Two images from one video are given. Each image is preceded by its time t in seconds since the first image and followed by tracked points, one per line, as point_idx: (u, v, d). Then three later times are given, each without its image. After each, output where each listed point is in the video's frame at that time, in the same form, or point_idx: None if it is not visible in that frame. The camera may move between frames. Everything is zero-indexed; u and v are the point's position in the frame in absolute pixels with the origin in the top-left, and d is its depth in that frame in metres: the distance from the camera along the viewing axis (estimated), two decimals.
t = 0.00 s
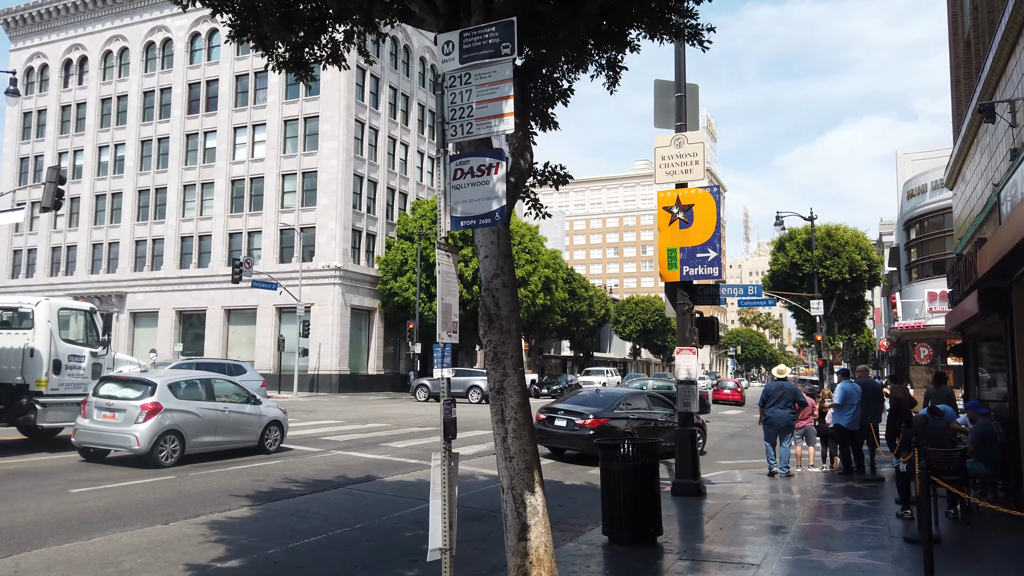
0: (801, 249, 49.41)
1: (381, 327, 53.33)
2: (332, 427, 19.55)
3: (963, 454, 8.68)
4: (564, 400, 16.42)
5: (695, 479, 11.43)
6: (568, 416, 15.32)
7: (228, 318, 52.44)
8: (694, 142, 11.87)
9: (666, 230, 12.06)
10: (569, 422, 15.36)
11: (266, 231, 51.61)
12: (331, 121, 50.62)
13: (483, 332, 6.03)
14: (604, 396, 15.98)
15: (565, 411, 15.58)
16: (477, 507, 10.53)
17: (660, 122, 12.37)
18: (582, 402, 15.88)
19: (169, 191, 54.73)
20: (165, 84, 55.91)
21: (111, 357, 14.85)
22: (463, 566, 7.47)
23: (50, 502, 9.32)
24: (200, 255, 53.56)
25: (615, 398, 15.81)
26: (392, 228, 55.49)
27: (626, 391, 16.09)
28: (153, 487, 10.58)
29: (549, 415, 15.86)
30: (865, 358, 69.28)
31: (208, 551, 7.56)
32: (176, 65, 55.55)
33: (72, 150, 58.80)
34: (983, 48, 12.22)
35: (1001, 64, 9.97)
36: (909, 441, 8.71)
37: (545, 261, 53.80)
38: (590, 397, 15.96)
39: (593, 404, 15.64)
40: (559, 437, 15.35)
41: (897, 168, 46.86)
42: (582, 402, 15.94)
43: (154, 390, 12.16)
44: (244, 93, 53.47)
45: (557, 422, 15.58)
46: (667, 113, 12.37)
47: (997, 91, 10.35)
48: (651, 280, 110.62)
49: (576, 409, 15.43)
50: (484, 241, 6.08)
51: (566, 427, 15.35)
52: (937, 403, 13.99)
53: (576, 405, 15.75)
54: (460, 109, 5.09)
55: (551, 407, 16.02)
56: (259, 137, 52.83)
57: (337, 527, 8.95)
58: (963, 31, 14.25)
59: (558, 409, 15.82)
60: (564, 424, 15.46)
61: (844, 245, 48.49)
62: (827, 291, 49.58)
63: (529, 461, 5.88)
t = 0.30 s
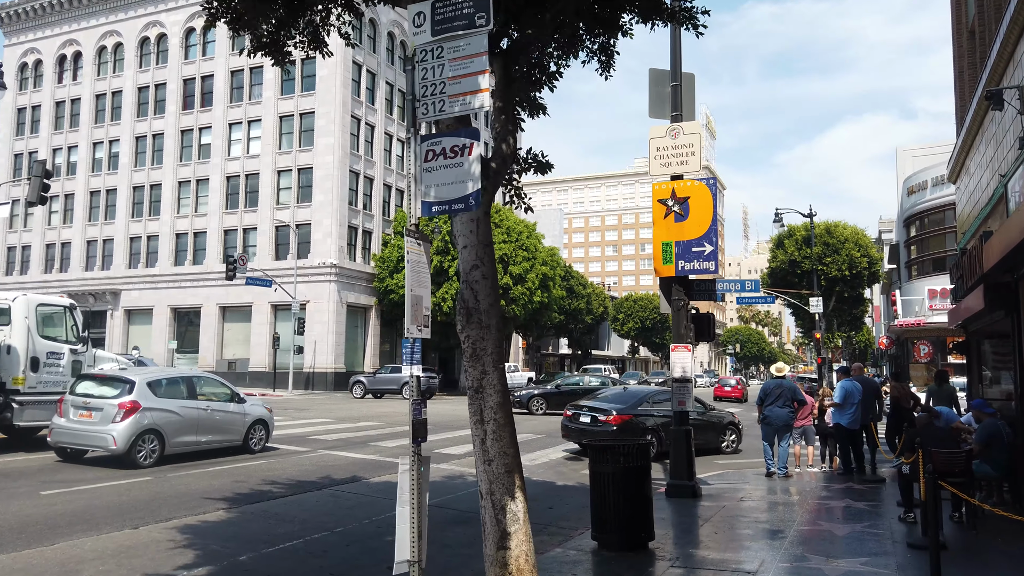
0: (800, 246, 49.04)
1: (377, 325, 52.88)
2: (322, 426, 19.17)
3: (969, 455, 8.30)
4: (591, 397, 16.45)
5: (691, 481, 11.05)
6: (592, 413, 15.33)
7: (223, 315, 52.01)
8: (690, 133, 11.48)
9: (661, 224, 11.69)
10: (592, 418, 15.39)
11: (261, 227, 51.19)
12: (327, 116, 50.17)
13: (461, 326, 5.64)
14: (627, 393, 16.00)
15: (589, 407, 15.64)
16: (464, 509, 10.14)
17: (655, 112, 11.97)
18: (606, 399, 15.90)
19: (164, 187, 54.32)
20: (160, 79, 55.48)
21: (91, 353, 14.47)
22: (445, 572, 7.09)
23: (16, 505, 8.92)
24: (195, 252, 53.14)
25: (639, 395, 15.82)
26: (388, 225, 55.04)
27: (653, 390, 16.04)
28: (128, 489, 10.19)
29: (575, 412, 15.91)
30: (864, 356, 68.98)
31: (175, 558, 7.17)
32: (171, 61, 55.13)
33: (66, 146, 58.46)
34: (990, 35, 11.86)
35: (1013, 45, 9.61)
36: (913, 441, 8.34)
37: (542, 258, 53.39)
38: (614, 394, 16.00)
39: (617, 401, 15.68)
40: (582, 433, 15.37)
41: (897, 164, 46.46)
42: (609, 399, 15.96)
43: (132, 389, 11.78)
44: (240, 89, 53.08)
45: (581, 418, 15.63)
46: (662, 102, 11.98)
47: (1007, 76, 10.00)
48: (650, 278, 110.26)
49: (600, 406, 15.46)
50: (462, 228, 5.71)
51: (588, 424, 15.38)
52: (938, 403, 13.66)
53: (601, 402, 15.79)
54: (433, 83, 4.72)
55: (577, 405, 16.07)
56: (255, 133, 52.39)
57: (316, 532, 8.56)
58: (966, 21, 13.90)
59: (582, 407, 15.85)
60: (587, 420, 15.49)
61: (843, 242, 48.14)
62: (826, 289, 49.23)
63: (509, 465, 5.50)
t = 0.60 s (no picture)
0: (795, 244, 48.74)
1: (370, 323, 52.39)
2: (308, 426, 18.74)
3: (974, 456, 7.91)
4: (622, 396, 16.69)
5: (683, 483, 10.68)
6: (622, 411, 15.64)
7: (214, 314, 51.48)
8: (682, 123, 11.10)
9: (652, 217, 11.30)
10: (623, 418, 15.64)
11: (252, 225, 50.67)
12: (319, 113, 49.66)
13: (430, 321, 5.24)
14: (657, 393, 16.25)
15: (619, 406, 15.88)
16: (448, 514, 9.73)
17: (646, 101, 11.56)
18: (634, 399, 16.25)
19: (154, 185, 53.74)
20: (150, 76, 54.91)
21: (65, 352, 14.01)
22: None
23: None
24: (185, 250, 52.60)
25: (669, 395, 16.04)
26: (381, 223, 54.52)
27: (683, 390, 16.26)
28: (96, 493, 9.77)
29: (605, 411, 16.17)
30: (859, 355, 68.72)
31: (135, 568, 6.75)
32: (161, 57, 54.55)
33: (56, 143, 57.82)
34: (992, 23, 11.52)
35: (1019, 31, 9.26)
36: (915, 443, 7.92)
37: (536, 256, 53.00)
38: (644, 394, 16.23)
39: (647, 400, 15.89)
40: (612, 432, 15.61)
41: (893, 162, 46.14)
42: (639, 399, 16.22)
43: (103, 389, 11.34)
44: (231, 85, 52.50)
45: (610, 417, 15.87)
46: (653, 91, 11.57)
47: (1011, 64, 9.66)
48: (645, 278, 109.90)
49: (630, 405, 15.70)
50: (433, 214, 5.32)
51: (619, 423, 15.60)
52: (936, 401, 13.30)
53: (632, 402, 16.03)
54: (396, 49, 4.52)
55: (608, 404, 16.33)
56: (246, 131, 51.90)
57: (288, 538, 8.14)
58: (966, 9, 13.56)
59: (612, 406, 16.20)
60: (617, 419, 15.72)
61: (839, 241, 47.87)
62: (821, 287, 48.93)
63: (483, 470, 5.09)
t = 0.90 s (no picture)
0: (791, 240, 48.40)
1: (363, 320, 51.87)
2: (296, 423, 18.35)
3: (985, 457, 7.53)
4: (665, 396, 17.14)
5: (678, 484, 10.29)
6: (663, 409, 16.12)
7: (206, 311, 50.94)
8: (678, 111, 10.71)
9: (646, 208, 10.92)
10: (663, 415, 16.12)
11: (244, 221, 50.11)
12: (312, 107, 49.08)
13: (404, 315, 4.84)
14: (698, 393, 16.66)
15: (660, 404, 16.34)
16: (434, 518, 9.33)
17: (641, 89, 11.17)
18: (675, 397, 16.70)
19: (145, 180, 53.13)
20: (141, 69, 54.27)
21: (40, 348, 13.57)
22: None
23: None
24: (177, 246, 52.04)
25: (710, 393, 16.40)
26: (375, 218, 53.96)
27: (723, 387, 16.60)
28: (67, 495, 9.38)
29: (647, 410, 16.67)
30: (856, 352, 68.44)
31: None
32: (152, 51, 53.93)
33: (46, 138, 57.14)
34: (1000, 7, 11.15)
35: None
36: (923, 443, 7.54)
37: (532, 252, 52.54)
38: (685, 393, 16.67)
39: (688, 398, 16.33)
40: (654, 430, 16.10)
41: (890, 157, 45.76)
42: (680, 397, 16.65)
43: (76, 386, 10.92)
44: (222, 79, 51.92)
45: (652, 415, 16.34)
46: (649, 78, 11.16)
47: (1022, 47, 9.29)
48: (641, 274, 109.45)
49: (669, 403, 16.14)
50: (408, 199, 4.92)
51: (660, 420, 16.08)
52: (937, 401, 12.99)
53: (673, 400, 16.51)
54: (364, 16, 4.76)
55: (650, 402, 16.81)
56: (238, 125, 51.35)
57: (263, 544, 7.72)
58: None
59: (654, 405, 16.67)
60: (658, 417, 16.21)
61: (836, 237, 47.52)
62: (818, 283, 48.66)
63: (462, 476, 4.68)
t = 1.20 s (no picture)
0: (788, 239, 48.11)
1: (357, 319, 51.38)
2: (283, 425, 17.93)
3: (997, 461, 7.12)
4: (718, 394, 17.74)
5: (673, 489, 9.91)
6: (713, 410, 16.76)
7: (198, 309, 50.47)
8: (674, 100, 10.31)
9: (642, 202, 10.54)
10: (713, 416, 16.75)
11: (236, 219, 49.58)
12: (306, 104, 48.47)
13: (376, 308, 4.43)
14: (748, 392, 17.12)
15: (710, 405, 16.98)
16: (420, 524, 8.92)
17: (636, 78, 10.78)
18: (727, 398, 17.24)
19: (137, 177, 52.60)
20: (133, 66, 53.75)
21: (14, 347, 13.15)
22: None
23: None
24: (168, 244, 51.55)
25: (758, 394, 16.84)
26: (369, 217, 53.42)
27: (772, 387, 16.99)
28: (35, 500, 8.98)
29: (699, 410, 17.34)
30: (852, 352, 68.18)
31: None
32: (144, 47, 53.41)
33: (37, 135, 56.53)
34: None
35: None
36: (933, 447, 7.14)
37: (527, 251, 52.15)
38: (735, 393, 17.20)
39: (738, 399, 16.85)
40: (703, 429, 16.79)
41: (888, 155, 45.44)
42: (732, 397, 17.19)
43: (48, 386, 10.51)
44: (215, 76, 51.44)
45: (703, 415, 17.01)
46: (644, 67, 10.77)
47: None
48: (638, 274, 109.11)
49: (720, 405, 16.74)
50: (381, 182, 4.52)
51: (709, 421, 16.75)
52: (940, 402, 12.65)
53: (723, 400, 17.09)
54: None
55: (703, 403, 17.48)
56: (230, 122, 50.83)
57: (236, 554, 7.31)
58: None
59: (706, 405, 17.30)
60: (708, 417, 16.87)
61: (833, 235, 47.20)
62: (816, 282, 48.39)
63: (438, 484, 4.30)
